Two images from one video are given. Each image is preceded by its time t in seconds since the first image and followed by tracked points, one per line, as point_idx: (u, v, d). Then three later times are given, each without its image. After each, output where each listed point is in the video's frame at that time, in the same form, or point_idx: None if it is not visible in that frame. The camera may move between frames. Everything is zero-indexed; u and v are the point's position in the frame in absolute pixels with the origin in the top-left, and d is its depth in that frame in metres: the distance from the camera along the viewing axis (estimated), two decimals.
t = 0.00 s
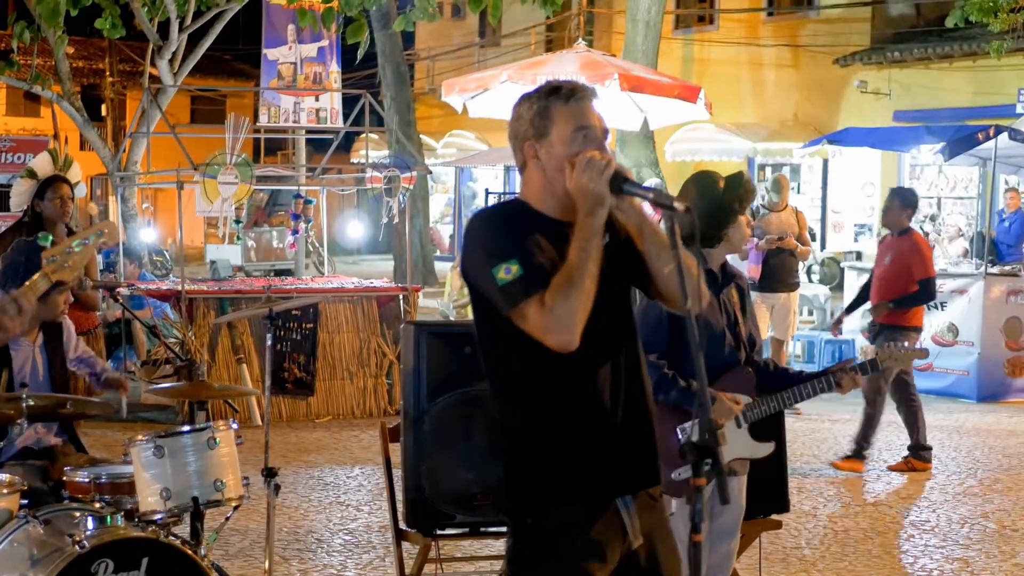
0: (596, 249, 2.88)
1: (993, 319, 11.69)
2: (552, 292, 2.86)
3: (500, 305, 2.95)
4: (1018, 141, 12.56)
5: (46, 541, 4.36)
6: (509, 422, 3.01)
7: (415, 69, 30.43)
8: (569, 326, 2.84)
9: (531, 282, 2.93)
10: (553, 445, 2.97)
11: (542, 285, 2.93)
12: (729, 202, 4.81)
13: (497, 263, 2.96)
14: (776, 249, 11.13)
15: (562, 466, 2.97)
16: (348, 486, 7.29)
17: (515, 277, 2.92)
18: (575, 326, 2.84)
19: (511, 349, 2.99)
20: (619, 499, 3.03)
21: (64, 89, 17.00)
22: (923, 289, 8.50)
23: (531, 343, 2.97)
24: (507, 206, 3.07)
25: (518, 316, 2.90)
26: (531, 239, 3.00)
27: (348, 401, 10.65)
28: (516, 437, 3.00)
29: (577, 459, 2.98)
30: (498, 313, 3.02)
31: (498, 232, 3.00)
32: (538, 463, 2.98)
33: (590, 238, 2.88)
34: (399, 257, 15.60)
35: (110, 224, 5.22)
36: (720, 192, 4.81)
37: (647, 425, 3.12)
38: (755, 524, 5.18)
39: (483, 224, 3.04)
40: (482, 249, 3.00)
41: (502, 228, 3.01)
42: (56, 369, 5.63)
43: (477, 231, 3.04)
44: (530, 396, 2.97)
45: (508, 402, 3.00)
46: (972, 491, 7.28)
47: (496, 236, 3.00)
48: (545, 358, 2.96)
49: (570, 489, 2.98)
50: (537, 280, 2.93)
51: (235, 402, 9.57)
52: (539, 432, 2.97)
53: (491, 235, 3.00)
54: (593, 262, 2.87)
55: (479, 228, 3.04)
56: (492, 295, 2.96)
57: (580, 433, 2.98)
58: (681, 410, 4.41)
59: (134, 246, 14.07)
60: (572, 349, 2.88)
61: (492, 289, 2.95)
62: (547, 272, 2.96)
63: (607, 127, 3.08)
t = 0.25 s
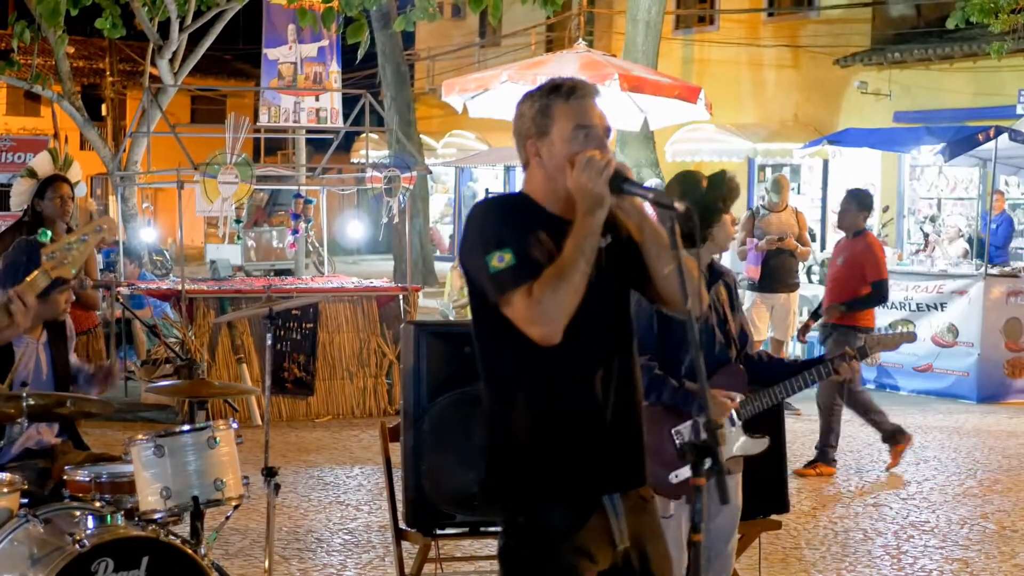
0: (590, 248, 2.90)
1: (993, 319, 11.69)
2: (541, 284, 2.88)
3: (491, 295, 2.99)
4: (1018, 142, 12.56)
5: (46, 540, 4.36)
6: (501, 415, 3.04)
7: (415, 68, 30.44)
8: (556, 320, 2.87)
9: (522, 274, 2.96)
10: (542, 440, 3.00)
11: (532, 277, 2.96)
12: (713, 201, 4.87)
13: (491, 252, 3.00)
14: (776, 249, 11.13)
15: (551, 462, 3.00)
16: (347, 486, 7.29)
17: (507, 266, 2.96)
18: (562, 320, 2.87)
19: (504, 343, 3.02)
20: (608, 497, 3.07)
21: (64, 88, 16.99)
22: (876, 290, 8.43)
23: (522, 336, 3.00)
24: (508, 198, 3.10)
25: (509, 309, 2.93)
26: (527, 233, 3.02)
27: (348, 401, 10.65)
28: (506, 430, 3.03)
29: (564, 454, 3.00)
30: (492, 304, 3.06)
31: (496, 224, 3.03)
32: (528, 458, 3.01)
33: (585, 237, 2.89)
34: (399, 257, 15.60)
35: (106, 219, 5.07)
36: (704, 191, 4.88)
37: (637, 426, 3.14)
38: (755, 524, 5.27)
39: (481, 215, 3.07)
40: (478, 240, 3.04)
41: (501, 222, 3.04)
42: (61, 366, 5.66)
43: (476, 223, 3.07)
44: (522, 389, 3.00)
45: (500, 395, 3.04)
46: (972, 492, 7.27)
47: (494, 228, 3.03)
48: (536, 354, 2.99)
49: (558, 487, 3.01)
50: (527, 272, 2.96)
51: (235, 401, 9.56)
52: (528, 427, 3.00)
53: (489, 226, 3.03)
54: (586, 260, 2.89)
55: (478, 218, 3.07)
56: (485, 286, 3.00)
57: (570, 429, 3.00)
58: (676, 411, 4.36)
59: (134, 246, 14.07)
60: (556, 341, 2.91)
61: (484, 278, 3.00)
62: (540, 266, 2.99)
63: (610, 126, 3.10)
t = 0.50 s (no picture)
0: (592, 248, 2.90)
1: (993, 319, 11.69)
2: (541, 285, 2.88)
3: (491, 295, 3.00)
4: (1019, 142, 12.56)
5: (46, 540, 4.37)
6: (502, 415, 3.06)
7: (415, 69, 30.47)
8: (555, 320, 2.88)
9: (522, 274, 2.97)
10: (542, 440, 3.02)
11: (531, 277, 2.97)
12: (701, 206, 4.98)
13: (491, 252, 3.00)
14: (775, 250, 11.02)
15: (552, 464, 3.02)
16: (347, 485, 7.28)
17: (508, 268, 2.97)
18: (561, 320, 2.88)
19: (505, 344, 3.03)
20: (606, 495, 3.11)
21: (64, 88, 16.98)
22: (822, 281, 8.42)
23: (523, 337, 3.01)
24: (509, 197, 3.10)
25: (508, 308, 2.94)
26: (528, 234, 3.03)
27: (348, 401, 10.65)
28: (507, 430, 3.05)
29: (564, 454, 3.03)
30: (493, 305, 3.06)
31: (499, 223, 3.03)
32: (526, 458, 3.03)
33: (587, 238, 2.89)
34: (399, 257, 15.59)
35: (106, 222, 5.19)
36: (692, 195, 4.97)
37: (636, 425, 3.17)
38: (755, 522, 5.27)
39: (482, 214, 3.07)
40: (479, 240, 3.04)
41: (503, 221, 3.04)
42: (60, 366, 5.64)
43: (478, 222, 3.07)
44: (522, 389, 3.02)
45: (501, 396, 3.05)
46: (972, 492, 7.26)
47: (496, 227, 3.03)
48: (536, 355, 3.01)
49: (558, 487, 3.04)
50: (528, 273, 2.97)
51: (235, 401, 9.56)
52: (528, 427, 3.02)
53: (491, 225, 3.03)
54: (587, 260, 2.89)
55: (479, 217, 3.07)
56: (485, 285, 3.01)
57: (570, 429, 3.03)
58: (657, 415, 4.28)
59: (133, 245, 14.08)
60: (556, 342, 2.92)
61: (486, 278, 3.01)
62: (542, 267, 3.00)
63: (611, 126, 3.11)
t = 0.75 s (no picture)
0: (592, 248, 2.90)
1: (994, 319, 11.68)
2: (539, 285, 2.89)
3: (490, 295, 3.00)
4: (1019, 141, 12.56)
5: (47, 540, 4.37)
6: (500, 414, 3.06)
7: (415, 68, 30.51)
8: (554, 320, 2.88)
9: (522, 274, 2.97)
10: (541, 440, 3.03)
11: (531, 278, 2.97)
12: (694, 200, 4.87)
13: (489, 252, 3.01)
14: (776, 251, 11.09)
15: (552, 463, 3.03)
16: (348, 486, 7.28)
17: (506, 268, 2.97)
18: (561, 320, 2.88)
19: (503, 344, 3.04)
20: (607, 494, 3.11)
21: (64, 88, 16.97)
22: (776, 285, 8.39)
23: (522, 336, 3.02)
24: (509, 197, 3.10)
25: (507, 308, 2.95)
26: (528, 233, 3.04)
27: (348, 401, 10.65)
28: (505, 429, 3.05)
29: (563, 453, 3.04)
30: (492, 305, 3.07)
31: (498, 222, 3.04)
32: (527, 457, 3.03)
33: (586, 237, 2.90)
34: (399, 257, 15.58)
35: (108, 226, 5.14)
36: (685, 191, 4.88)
37: (635, 424, 3.17)
38: (755, 522, 5.24)
39: (481, 214, 3.08)
40: (478, 239, 3.04)
41: (503, 220, 3.05)
42: (60, 367, 5.63)
43: (476, 222, 3.07)
44: (520, 389, 3.03)
45: (501, 396, 3.06)
46: (972, 492, 7.26)
47: (495, 226, 3.04)
48: (536, 354, 3.01)
49: (558, 486, 3.04)
50: (527, 273, 2.97)
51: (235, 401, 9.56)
52: (526, 426, 3.03)
53: (489, 225, 3.04)
54: (587, 259, 2.90)
55: (479, 216, 3.08)
56: (484, 286, 3.01)
57: (568, 428, 3.03)
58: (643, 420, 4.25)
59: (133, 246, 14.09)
60: (554, 343, 2.92)
61: (483, 278, 3.01)
62: (541, 268, 3.00)
63: (610, 125, 3.12)
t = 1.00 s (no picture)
0: (589, 248, 2.90)
1: (995, 319, 11.67)
2: (536, 285, 2.90)
3: (487, 292, 3.01)
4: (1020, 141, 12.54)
5: (46, 540, 4.39)
6: (498, 413, 3.07)
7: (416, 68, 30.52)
8: (549, 319, 2.90)
9: (518, 273, 2.98)
10: (538, 438, 3.04)
11: (528, 275, 2.98)
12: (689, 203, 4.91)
13: (487, 251, 3.02)
14: (775, 251, 11.17)
15: (548, 462, 3.04)
16: (347, 486, 7.29)
17: (503, 267, 2.98)
18: (557, 319, 2.89)
19: (501, 343, 3.05)
20: (604, 495, 3.11)
21: (65, 88, 16.96)
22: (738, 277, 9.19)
23: (519, 336, 3.03)
24: (509, 196, 3.11)
25: (503, 307, 2.96)
26: (526, 233, 3.04)
27: (348, 402, 10.66)
28: (503, 427, 3.07)
29: (559, 451, 3.05)
30: (490, 303, 3.08)
31: (498, 221, 3.05)
32: (523, 455, 3.04)
33: (584, 237, 2.88)
34: (399, 257, 15.58)
35: (106, 226, 5.02)
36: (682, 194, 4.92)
37: (633, 424, 3.17)
38: (757, 522, 5.21)
39: (481, 212, 3.10)
40: (476, 237, 3.05)
41: (501, 219, 3.06)
42: (59, 369, 5.63)
43: (475, 220, 3.09)
44: (517, 388, 3.04)
45: (498, 395, 3.07)
46: (972, 492, 7.26)
47: (494, 225, 3.05)
48: (533, 353, 3.02)
49: (554, 486, 3.05)
50: (524, 271, 2.98)
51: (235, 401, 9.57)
52: (524, 425, 3.04)
53: (487, 223, 3.05)
54: (584, 259, 2.90)
55: (477, 214, 3.10)
56: (482, 283, 3.02)
57: (566, 426, 3.04)
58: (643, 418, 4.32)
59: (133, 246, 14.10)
60: (550, 342, 2.93)
61: (481, 277, 3.02)
62: (539, 266, 3.01)
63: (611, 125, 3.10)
